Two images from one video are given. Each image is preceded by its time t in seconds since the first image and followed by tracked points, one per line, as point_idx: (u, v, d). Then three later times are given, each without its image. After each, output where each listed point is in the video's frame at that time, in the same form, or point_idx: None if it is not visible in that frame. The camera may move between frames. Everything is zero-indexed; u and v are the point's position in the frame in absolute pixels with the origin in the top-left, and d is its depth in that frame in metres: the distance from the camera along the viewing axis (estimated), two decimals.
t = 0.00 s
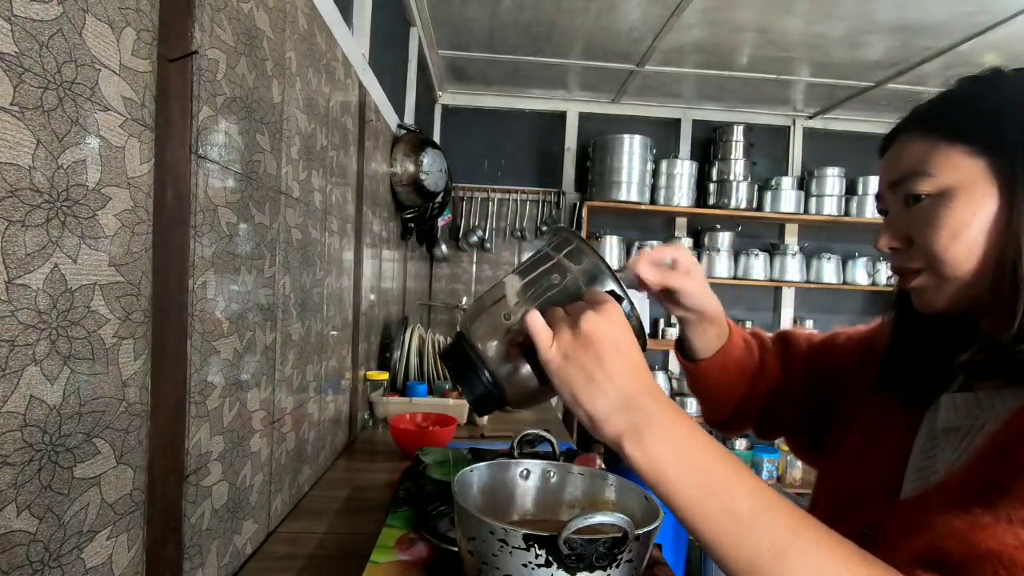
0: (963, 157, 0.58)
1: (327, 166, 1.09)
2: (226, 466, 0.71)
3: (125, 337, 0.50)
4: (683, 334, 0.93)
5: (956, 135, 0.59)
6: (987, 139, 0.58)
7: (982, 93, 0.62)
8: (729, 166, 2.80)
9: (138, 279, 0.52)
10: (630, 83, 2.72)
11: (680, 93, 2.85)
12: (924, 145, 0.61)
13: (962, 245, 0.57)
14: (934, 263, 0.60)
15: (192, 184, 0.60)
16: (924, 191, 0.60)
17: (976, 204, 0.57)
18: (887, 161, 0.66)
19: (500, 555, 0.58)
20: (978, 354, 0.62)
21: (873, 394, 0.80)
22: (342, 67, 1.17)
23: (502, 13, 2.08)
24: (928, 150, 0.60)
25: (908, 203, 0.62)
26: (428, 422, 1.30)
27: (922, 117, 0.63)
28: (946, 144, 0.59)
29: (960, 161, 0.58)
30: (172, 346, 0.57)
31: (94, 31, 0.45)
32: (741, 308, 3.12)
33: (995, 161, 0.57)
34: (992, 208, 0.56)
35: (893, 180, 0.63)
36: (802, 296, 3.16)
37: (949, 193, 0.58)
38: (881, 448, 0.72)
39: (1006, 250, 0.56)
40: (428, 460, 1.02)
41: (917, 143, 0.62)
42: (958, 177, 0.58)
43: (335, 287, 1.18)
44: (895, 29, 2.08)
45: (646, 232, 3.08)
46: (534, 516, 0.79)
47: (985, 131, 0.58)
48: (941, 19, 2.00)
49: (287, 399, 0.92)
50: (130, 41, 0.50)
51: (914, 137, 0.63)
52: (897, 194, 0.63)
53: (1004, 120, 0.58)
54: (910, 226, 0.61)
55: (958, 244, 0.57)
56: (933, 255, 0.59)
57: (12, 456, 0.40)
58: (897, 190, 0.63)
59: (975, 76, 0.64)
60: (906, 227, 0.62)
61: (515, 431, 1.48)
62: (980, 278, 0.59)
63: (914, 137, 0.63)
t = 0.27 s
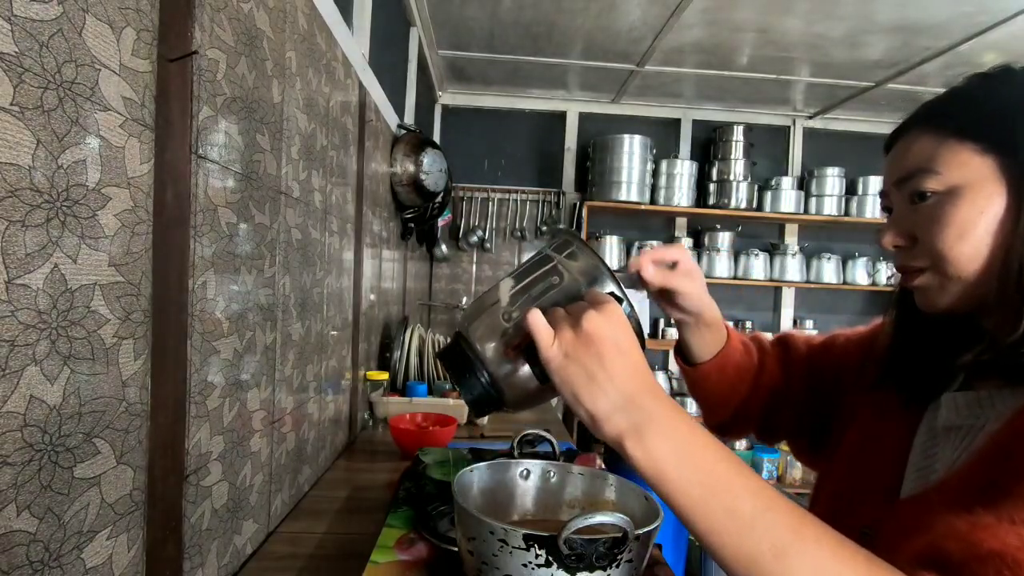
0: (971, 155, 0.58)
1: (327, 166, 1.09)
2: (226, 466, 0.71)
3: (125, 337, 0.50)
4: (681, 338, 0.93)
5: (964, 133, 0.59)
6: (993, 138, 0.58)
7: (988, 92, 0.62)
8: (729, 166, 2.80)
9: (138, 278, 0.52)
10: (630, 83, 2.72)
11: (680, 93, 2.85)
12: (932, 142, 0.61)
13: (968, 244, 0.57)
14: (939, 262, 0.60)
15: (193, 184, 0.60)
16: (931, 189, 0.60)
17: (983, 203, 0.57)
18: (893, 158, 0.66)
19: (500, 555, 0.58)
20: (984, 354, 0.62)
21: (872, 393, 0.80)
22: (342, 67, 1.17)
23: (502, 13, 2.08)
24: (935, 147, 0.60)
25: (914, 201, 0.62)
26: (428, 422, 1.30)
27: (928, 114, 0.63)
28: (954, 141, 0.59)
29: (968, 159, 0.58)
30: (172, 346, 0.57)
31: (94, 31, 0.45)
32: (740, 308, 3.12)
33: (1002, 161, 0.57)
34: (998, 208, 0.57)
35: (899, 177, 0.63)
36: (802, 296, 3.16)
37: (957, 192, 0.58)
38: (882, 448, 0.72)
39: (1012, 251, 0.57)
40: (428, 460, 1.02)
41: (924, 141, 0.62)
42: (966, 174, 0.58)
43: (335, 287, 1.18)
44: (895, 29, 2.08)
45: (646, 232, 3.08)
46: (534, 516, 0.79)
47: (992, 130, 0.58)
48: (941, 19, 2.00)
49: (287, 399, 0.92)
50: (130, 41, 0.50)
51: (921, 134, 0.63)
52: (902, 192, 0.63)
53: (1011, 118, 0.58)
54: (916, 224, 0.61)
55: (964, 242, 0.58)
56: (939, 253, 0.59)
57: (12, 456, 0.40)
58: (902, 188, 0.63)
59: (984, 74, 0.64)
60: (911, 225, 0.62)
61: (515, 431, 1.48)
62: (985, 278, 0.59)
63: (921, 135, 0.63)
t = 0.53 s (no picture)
0: (978, 153, 0.58)
1: (327, 166, 1.09)
2: (226, 466, 0.71)
3: (125, 337, 0.50)
4: (687, 337, 0.91)
5: (972, 134, 0.59)
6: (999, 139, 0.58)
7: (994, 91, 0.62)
8: (729, 166, 2.80)
9: (138, 278, 0.52)
10: (630, 83, 2.72)
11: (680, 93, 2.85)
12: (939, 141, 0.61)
13: (973, 244, 0.58)
14: (943, 262, 0.60)
15: (192, 184, 0.60)
16: (936, 188, 0.60)
17: (989, 203, 0.57)
18: (897, 156, 0.66)
19: (500, 555, 0.58)
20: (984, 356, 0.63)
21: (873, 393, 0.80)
22: (342, 67, 1.17)
23: (502, 13, 2.08)
24: (943, 146, 0.60)
25: (919, 200, 0.62)
26: (428, 422, 1.30)
27: (932, 113, 0.63)
28: (961, 141, 0.59)
29: (974, 159, 0.58)
30: (172, 347, 0.57)
31: (94, 31, 0.45)
32: (741, 308, 3.12)
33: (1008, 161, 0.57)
34: (1004, 208, 0.57)
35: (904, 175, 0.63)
36: (802, 296, 3.16)
37: (963, 191, 0.58)
38: (883, 448, 0.72)
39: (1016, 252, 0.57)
40: (428, 460, 1.02)
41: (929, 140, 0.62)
42: (973, 174, 0.58)
43: (335, 287, 1.18)
44: (895, 29, 2.08)
45: (646, 232, 3.08)
46: (534, 516, 0.79)
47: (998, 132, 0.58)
48: (941, 19, 2.00)
49: (287, 399, 0.92)
50: (130, 41, 0.50)
51: (926, 133, 0.63)
52: (907, 191, 0.63)
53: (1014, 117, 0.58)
54: (922, 222, 0.61)
55: (969, 242, 0.58)
56: (943, 252, 0.59)
57: (12, 456, 0.40)
58: (908, 187, 0.63)
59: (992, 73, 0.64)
60: (916, 224, 0.62)
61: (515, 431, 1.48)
62: (989, 278, 0.59)
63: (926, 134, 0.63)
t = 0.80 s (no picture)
0: (985, 149, 0.57)
1: (327, 166, 1.09)
2: (226, 466, 0.71)
3: (125, 337, 0.50)
4: (689, 336, 0.92)
5: (980, 129, 0.58)
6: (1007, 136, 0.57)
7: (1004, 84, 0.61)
8: (729, 166, 2.80)
9: (138, 278, 0.52)
10: (630, 83, 2.72)
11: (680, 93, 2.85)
12: (947, 136, 0.60)
13: (979, 242, 0.58)
14: (944, 259, 0.60)
15: (192, 184, 0.60)
16: (942, 183, 0.59)
17: (996, 199, 0.57)
18: (904, 149, 0.66)
19: (500, 555, 0.58)
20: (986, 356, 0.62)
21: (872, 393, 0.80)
22: (342, 67, 1.17)
23: (503, 13, 2.08)
24: (951, 140, 0.60)
25: (925, 195, 0.61)
26: (428, 422, 1.30)
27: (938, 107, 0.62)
28: (968, 136, 0.59)
29: (982, 154, 0.57)
30: (172, 346, 0.57)
31: (94, 31, 0.45)
32: (741, 308, 3.12)
33: (1015, 158, 0.57)
34: (1011, 205, 0.57)
35: (909, 168, 0.63)
36: (802, 296, 3.16)
37: (971, 186, 0.58)
38: (883, 447, 0.72)
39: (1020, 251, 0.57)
40: (428, 460, 1.02)
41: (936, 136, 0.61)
42: (981, 170, 0.57)
43: (335, 287, 1.18)
44: (895, 29, 2.08)
45: (646, 232, 3.08)
46: (534, 516, 0.79)
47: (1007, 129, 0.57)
48: (941, 19, 2.00)
49: (287, 399, 0.92)
50: (130, 41, 0.50)
51: (931, 128, 0.62)
52: (911, 184, 0.63)
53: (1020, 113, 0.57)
54: (926, 219, 0.61)
55: (974, 240, 0.58)
56: (946, 249, 0.59)
57: (12, 456, 0.40)
58: (912, 180, 0.63)
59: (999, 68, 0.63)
60: (921, 219, 0.62)
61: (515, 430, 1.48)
62: (992, 276, 0.59)
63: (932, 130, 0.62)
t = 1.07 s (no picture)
0: None
1: (327, 166, 1.09)
2: (226, 466, 0.71)
3: (125, 337, 0.50)
4: (682, 339, 0.92)
5: None
6: None
7: None
8: (729, 166, 2.80)
9: (138, 278, 0.52)
10: (630, 83, 2.72)
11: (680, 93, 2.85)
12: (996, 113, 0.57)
13: (1015, 225, 0.54)
14: (982, 239, 0.56)
15: (193, 184, 0.60)
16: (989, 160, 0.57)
17: None
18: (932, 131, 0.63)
19: (500, 555, 0.58)
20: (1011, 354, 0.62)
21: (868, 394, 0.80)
22: (342, 67, 1.17)
23: (503, 13, 2.08)
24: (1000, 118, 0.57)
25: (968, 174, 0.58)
26: (428, 422, 1.30)
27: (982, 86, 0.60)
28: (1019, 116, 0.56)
29: None
30: (172, 346, 0.57)
31: (94, 31, 0.45)
32: (741, 308, 3.12)
33: None
34: None
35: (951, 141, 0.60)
36: (802, 296, 3.16)
37: (1018, 167, 0.55)
38: (877, 451, 0.72)
39: None
40: (428, 460, 1.02)
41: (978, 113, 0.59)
42: None
43: (335, 287, 1.18)
44: (895, 29, 2.08)
45: (646, 232, 3.08)
46: (534, 516, 0.79)
47: None
48: (941, 19, 2.00)
49: (287, 399, 0.92)
50: (130, 41, 0.50)
51: (973, 104, 0.59)
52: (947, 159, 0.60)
53: None
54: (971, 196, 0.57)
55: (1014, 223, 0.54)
56: (983, 230, 0.55)
57: (12, 456, 0.40)
58: (951, 155, 0.60)
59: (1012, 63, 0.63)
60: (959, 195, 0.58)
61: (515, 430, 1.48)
62: None
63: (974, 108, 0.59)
